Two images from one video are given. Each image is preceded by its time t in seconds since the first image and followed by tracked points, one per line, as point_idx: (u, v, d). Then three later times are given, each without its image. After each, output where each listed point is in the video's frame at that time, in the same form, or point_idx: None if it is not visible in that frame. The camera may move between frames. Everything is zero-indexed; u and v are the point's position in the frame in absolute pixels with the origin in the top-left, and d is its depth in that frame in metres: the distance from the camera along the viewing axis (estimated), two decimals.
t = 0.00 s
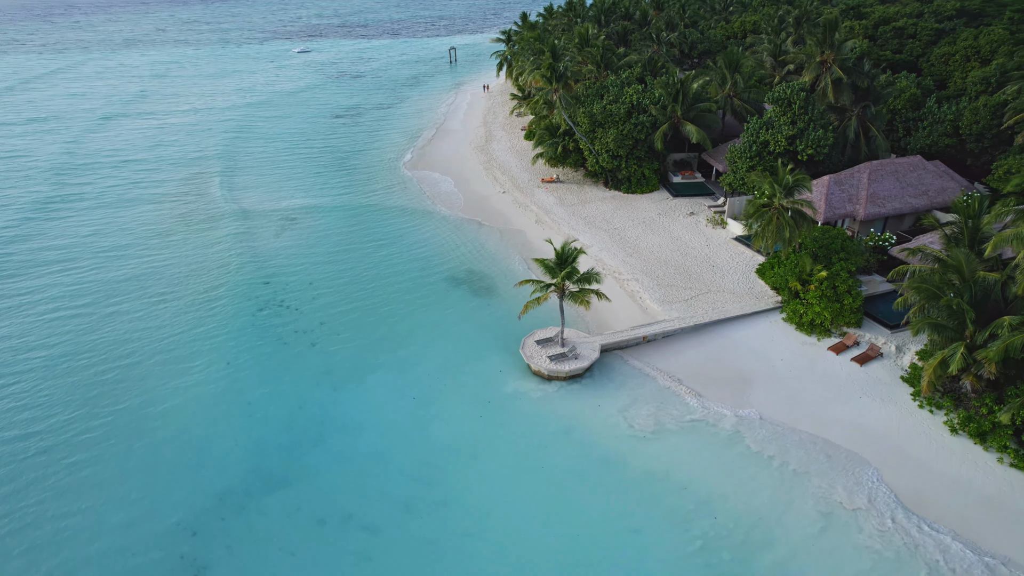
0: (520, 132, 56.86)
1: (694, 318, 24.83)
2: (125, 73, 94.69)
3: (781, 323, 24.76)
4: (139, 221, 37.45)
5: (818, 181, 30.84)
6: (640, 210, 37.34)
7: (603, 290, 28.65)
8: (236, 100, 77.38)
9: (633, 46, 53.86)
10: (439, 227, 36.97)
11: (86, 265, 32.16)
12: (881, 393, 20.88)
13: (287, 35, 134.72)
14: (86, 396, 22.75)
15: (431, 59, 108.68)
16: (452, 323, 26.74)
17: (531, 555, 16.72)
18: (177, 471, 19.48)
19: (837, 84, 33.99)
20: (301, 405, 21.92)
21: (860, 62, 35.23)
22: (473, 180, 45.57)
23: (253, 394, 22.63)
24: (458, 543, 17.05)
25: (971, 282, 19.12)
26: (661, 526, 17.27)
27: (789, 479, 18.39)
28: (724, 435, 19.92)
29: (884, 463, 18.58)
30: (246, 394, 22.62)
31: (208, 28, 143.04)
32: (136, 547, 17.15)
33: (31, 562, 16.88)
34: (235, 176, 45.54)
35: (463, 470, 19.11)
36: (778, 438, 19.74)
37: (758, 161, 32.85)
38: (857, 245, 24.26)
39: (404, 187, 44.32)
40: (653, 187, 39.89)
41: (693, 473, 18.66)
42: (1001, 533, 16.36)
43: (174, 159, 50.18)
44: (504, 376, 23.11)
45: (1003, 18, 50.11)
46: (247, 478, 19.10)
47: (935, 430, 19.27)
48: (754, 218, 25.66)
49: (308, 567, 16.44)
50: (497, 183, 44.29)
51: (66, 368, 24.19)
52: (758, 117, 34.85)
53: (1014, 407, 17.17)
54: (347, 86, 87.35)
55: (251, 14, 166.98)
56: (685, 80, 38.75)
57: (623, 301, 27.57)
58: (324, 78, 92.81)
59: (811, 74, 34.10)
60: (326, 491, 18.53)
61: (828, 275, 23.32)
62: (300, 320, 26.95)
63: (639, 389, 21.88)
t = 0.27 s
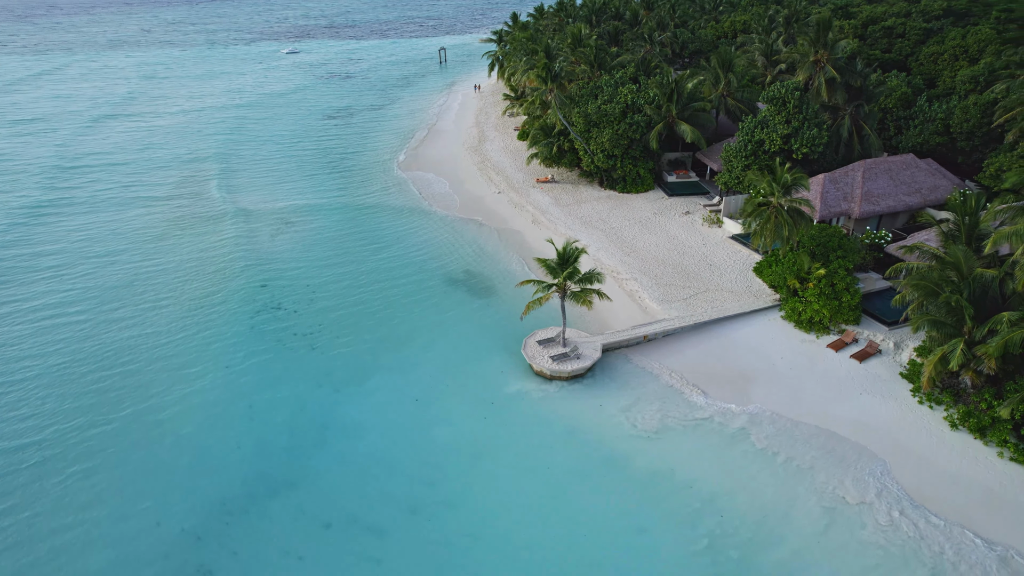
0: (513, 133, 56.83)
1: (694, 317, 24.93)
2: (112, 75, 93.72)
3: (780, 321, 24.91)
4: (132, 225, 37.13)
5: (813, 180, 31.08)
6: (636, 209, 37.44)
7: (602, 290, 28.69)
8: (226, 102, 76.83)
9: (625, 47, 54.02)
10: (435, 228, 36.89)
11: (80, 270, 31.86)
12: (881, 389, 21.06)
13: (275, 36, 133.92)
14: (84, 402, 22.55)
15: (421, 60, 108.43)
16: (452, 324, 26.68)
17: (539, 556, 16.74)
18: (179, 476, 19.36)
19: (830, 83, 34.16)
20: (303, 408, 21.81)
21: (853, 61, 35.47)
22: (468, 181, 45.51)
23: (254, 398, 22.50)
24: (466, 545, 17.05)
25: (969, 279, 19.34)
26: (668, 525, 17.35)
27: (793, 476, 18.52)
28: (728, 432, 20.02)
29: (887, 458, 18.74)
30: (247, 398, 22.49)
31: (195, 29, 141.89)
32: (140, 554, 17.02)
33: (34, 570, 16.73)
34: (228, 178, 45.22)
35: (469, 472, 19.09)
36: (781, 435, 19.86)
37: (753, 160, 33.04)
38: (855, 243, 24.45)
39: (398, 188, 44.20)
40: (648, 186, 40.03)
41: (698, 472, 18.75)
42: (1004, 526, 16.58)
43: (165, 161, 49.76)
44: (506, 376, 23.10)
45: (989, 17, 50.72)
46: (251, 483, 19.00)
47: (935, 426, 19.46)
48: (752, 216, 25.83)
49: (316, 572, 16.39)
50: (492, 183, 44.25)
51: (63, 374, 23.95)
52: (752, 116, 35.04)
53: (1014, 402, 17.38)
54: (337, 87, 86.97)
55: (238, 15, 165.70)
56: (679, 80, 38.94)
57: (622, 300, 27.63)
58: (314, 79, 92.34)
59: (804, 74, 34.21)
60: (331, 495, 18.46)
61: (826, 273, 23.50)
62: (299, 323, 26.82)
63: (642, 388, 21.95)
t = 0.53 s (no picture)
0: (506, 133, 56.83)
1: (694, 315, 25.05)
2: (98, 76, 92.76)
3: (779, 319, 25.07)
4: (125, 228, 36.84)
5: (808, 178, 31.33)
6: (632, 209, 37.55)
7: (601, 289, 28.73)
8: (215, 103, 76.28)
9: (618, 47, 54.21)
10: (431, 228, 36.82)
11: (74, 274, 31.59)
12: (880, 385, 21.25)
13: (263, 37, 133.10)
14: (83, 408, 22.37)
15: (411, 60, 108.19)
16: (451, 325, 26.63)
17: (547, 557, 16.76)
18: (182, 481, 19.25)
19: (824, 82, 34.33)
20: (305, 411, 21.72)
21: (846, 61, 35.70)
22: (462, 181, 45.45)
23: (255, 401, 22.38)
24: (474, 546, 17.05)
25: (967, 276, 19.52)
26: (674, 523, 17.44)
27: (796, 473, 18.65)
28: (730, 430, 20.14)
29: (889, 454, 18.91)
30: (248, 402, 22.37)
31: (181, 29, 140.74)
32: (145, 560, 16.91)
33: None
34: (221, 180, 44.93)
35: (474, 473, 19.08)
36: (783, 432, 20.00)
37: (748, 159, 33.24)
38: (852, 241, 24.64)
39: (392, 188, 44.09)
40: (643, 186, 40.18)
41: (702, 470, 18.85)
42: (1006, 520, 16.77)
43: (157, 163, 49.36)
44: (508, 376, 23.10)
45: (976, 16, 51.31)
46: (256, 487, 18.91)
47: (935, 421, 19.66)
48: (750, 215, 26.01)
49: None
50: (486, 183, 44.22)
51: (61, 381, 23.77)
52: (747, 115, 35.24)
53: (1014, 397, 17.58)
54: (327, 87, 86.57)
55: (225, 15, 164.44)
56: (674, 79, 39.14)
57: (621, 300, 27.70)
58: (303, 80, 91.89)
59: (798, 73, 34.32)
60: (337, 498, 18.40)
61: (825, 271, 23.68)
62: (298, 325, 26.70)
63: (644, 387, 22.02)
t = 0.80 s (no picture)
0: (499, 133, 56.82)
1: (694, 314, 25.16)
2: (84, 77, 91.76)
3: (778, 317, 25.23)
4: (118, 232, 36.54)
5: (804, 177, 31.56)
6: (627, 208, 37.65)
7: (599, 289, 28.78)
8: (204, 105, 75.68)
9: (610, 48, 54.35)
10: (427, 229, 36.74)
11: (68, 279, 31.32)
12: (880, 381, 21.45)
13: (251, 38, 132.20)
14: (82, 414, 22.21)
15: (401, 61, 107.87)
16: (451, 326, 26.59)
17: (555, 556, 16.79)
18: (185, 486, 19.15)
19: (818, 81, 34.59)
20: (307, 414, 21.62)
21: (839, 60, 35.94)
22: (457, 181, 45.39)
23: (256, 404, 22.27)
24: (481, 547, 17.04)
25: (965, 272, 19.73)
26: (680, 521, 17.53)
27: (799, 469, 18.79)
28: (733, 427, 20.25)
29: (890, 449, 19.09)
30: (249, 405, 22.25)
31: (167, 30, 139.56)
32: (151, 566, 16.81)
33: None
34: (214, 182, 44.64)
35: (479, 474, 19.07)
36: (785, 429, 20.14)
37: (744, 158, 33.43)
38: (849, 238, 24.84)
39: (387, 189, 43.94)
40: (638, 185, 40.30)
41: (706, 468, 18.95)
42: (1007, 513, 16.98)
43: (147, 165, 48.94)
44: (509, 377, 23.09)
45: (963, 15, 51.86)
46: (260, 491, 18.81)
47: (935, 416, 19.86)
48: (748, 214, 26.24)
49: None
50: (481, 184, 44.17)
51: (58, 387, 23.58)
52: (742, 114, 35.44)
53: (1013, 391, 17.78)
54: (317, 88, 86.12)
55: (211, 17, 163.02)
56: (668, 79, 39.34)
57: (620, 299, 27.76)
58: (293, 81, 91.36)
59: (792, 73, 34.50)
60: (342, 501, 18.33)
61: (822, 268, 23.86)
62: (297, 327, 26.58)
63: (646, 386, 22.09)
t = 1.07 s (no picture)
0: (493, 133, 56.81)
1: (693, 313, 25.28)
2: (70, 79, 90.70)
3: (777, 314, 25.39)
4: (111, 235, 36.20)
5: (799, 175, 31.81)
6: (623, 208, 37.75)
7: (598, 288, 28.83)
8: (193, 106, 75.05)
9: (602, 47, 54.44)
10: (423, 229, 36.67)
11: (61, 285, 31.01)
12: (879, 377, 21.67)
13: (238, 38, 131.29)
14: (82, 421, 22.01)
15: (391, 61, 107.53)
16: (451, 326, 26.57)
17: (564, 556, 16.82)
18: (189, 492, 19.02)
19: (811, 80, 34.86)
20: (309, 417, 21.52)
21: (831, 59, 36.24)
22: (452, 182, 45.31)
23: (258, 408, 22.15)
24: (489, 547, 17.05)
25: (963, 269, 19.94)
26: (686, 518, 17.63)
27: (803, 465, 18.94)
28: (735, 424, 20.39)
29: (891, 444, 19.30)
30: (251, 409, 22.13)
31: (153, 31, 138.23)
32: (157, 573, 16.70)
33: None
34: (206, 184, 44.30)
35: (484, 474, 19.10)
36: (787, 425, 20.29)
37: (739, 157, 33.63)
38: (846, 237, 25.05)
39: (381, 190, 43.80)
40: (633, 184, 40.43)
41: (710, 465, 19.06)
42: (1008, 507, 17.20)
43: (138, 168, 48.47)
44: (512, 377, 23.11)
45: (950, 15, 52.45)
46: (265, 494, 18.72)
47: (935, 411, 20.10)
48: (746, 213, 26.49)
49: None
50: (476, 184, 44.12)
51: (56, 394, 23.37)
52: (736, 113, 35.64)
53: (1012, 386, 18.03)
54: (307, 89, 85.66)
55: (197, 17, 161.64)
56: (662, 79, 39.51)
57: (619, 299, 27.83)
58: (282, 82, 90.82)
59: (786, 72, 34.74)
60: (348, 503, 18.28)
61: (820, 266, 24.07)
62: (296, 329, 26.47)
63: (648, 384, 22.19)
